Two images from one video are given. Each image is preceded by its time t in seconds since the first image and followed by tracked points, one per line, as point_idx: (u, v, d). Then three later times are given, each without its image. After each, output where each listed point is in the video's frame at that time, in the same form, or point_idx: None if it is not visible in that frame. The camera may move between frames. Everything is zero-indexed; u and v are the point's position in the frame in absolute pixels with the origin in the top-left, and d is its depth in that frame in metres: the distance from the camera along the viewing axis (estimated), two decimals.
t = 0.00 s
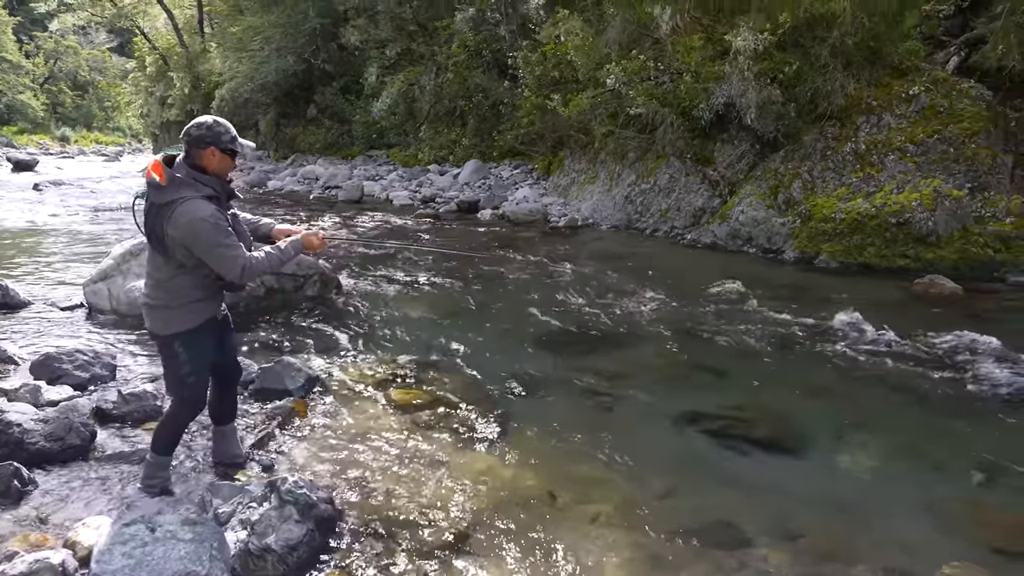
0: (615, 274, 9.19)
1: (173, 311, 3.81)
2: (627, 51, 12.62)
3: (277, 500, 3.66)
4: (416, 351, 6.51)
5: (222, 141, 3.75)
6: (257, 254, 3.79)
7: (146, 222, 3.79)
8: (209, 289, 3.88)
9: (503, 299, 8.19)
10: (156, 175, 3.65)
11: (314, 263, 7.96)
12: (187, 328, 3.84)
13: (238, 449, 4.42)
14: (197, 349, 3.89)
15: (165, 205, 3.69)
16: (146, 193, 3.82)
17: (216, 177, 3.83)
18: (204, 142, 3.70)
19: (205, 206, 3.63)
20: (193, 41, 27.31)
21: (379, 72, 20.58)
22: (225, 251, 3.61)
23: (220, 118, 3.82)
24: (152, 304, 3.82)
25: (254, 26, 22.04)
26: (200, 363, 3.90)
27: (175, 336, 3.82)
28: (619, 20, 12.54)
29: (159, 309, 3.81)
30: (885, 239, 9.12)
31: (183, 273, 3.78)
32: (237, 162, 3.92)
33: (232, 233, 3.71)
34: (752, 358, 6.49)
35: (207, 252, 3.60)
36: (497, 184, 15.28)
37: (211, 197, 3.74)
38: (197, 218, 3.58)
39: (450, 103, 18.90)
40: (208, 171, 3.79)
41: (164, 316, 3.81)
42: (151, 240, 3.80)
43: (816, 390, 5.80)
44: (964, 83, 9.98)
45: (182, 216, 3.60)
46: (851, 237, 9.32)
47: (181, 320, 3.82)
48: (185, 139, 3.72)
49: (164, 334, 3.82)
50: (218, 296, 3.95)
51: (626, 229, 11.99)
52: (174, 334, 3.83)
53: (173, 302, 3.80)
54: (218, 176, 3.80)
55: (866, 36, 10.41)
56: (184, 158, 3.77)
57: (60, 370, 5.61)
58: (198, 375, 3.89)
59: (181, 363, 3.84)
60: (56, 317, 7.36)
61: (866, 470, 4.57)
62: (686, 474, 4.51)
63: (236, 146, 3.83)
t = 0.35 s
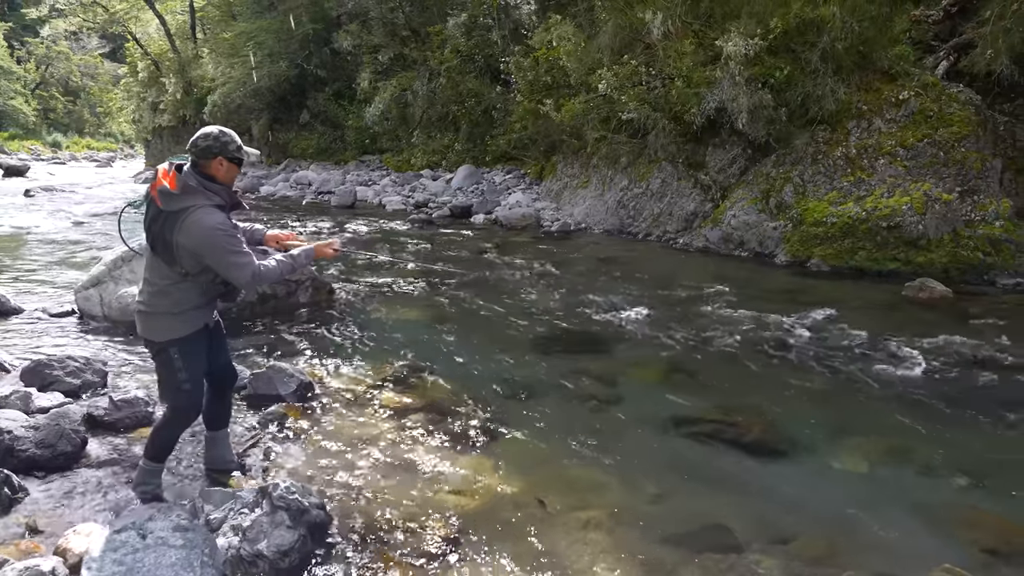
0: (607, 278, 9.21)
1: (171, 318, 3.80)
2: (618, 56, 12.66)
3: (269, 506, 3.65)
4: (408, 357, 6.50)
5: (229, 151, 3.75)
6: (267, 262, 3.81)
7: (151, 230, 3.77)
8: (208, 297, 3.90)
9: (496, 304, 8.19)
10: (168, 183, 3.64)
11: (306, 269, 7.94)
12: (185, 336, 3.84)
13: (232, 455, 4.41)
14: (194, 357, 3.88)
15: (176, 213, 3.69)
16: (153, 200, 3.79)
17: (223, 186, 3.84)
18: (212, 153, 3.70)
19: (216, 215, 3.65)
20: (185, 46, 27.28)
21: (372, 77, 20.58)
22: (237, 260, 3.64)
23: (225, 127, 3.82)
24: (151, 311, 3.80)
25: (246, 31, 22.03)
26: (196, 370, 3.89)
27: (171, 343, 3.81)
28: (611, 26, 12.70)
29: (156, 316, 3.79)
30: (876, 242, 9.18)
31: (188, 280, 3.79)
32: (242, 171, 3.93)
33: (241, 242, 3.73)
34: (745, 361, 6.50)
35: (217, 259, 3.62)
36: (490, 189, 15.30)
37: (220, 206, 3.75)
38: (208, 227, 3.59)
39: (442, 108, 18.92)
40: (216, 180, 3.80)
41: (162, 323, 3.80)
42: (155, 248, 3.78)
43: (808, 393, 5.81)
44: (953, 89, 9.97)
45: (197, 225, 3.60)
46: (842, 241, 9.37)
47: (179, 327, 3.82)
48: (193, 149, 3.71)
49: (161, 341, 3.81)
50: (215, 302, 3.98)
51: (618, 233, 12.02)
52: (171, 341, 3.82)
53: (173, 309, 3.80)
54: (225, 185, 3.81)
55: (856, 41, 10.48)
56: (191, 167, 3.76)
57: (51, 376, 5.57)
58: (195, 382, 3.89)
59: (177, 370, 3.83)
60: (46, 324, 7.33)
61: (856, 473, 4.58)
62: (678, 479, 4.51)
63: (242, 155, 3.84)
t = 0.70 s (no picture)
0: (589, 284, 9.24)
1: (159, 325, 3.78)
2: (600, 63, 12.86)
3: (248, 513, 3.64)
4: (389, 363, 6.48)
5: (227, 164, 3.77)
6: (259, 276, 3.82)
7: (145, 237, 3.74)
8: (195, 305, 3.89)
9: (478, 309, 8.19)
10: (167, 193, 3.63)
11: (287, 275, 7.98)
12: (173, 342, 3.82)
13: (212, 462, 4.38)
14: (183, 362, 3.87)
15: (172, 223, 3.67)
16: (147, 208, 3.76)
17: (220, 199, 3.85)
18: (211, 166, 3.72)
19: (214, 227, 3.66)
20: (166, 51, 27.10)
21: (354, 83, 20.53)
22: (233, 273, 3.64)
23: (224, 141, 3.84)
24: (140, 318, 3.77)
25: (228, 36, 21.90)
26: (186, 376, 3.88)
27: (160, 349, 3.79)
28: (594, 33, 12.90)
29: (145, 323, 3.77)
30: (854, 248, 9.26)
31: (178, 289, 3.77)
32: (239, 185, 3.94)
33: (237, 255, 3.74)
34: (725, 366, 6.54)
35: (213, 270, 3.62)
36: (473, 195, 15.30)
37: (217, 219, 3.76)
38: (207, 239, 3.60)
39: (425, 114, 18.93)
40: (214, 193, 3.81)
41: (150, 330, 3.78)
42: (146, 255, 3.75)
43: (788, 398, 5.85)
44: (929, 96, 10.12)
45: (195, 236, 3.60)
46: (821, 246, 9.45)
47: (167, 334, 3.80)
48: (193, 161, 3.72)
49: (150, 348, 3.78)
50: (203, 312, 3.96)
51: (601, 239, 12.07)
52: (160, 347, 3.80)
53: (162, 317, 3.78)
54: (222, 198, 3.83)
55: (834, 48, 10.61)
56: (189, 179, 3.76)
57: (28, 384, 5.50)
58: (185, 388, 3.87)
59: (167, 376, 3.82)
60: (23, 331, 7.24)
61: (835, 477, 4.62)
62: (659, 483, 4.53)
63: (239, 168, 3.86)
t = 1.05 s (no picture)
0: (571, 294, 9.26)
1: (140, 331, 3.74)
2: (581, 74, 12.92)
3: (226, 524, 3.60)
4: (369, 372, 6.46)
5: (214, 173, 3.80)
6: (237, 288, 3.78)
7: (129, 243, 3.72)
8: (177, 313, 3.85)
9: (459, 319, 8.19)
10: (153, 199, 3.62)
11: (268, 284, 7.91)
12: (153, 350, 3.78)
13: (190, 472, 4.32)
14: (163, 370, 3.83)
15: (158, 229, 3.65)
16: (132, 214, 3.75)
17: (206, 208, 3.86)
18: (198, 175, 3.75)
19: (200, 234, 3.66)
20: (147, 59, 26.93)
21: (337, 92, 20.50)
22: (214, 281, 3.62)
23: (212, 151, 3.89)
24: (121, 324, 3.72)
25: (210, 45, 21.81)
26: (165, 384, 3.84)
27: (140, 356, 3.75)
28: (575, 44, 13.01)
29: (126, 328, 3.72)
30: (833, 258, 9.37)
31: (161, 295, 3.74)
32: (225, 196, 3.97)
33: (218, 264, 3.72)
34: (705, 375, 6.59)
35: (195, 277, 3.59)
36: (455, 205, 15.31)
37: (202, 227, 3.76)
38: (191, 245, 3.59)
39: (408, 123, 18.94)
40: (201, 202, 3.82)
41: (130, 336, 3.73)
42: (131, 261, 3.72)
43: (766, 407, 5.90)
44: (905, 109, 10.29)
45: (181, 242, 3.59)
46: (800, 257, 9.56)
47: (147, 341, 3.76)
48: (180, 168, 3.75)
49: (129, 355, 3.73)
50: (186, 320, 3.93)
51: (583, 249, 12.13)
52: (139, 355, 3.75)
53: (143, 324, 3.74)
54: (209, 206, 3.84)
55: (812, 62, 10.77)
56: (176, 186, 3.78)
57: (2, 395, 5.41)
58: (164, 396, 3.82)
59: (146, 384, 3.77)
60: None
61: (812, 485, 4.66)
62: (639, 492, 4.54)
63: (226, 178, 3.89)
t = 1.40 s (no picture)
0: (560, 300, 9.27)
1: (129, 335, 3.71)
2: (571, 81, 12.99)
3: (213, 532, 3.59)
4: (357, 378, 6.44)
5: (199, 175, 3.82)
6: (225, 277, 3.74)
7: (117, 246, 3.69)
8: (166, 316, 3.83)
9: (448, 325, 8.18)
10: (141, 200, 3.60)
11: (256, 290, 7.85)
12: (142, 356, 3.75)
13: (176, 480, 4.27)
14: (150, 377, 3.80)
15: (147, 230, 3.63)
16: (118, 219, 3.73)
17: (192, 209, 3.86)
18: (184, 176, 3.75)
19: (190, 232, 3.65)
20: (136, 64, 26.84)
21: (326, 98, 20.48)
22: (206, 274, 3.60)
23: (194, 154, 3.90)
24: (109, 330, 3.70)
25: (199, 50, 21.75)
26: (153, 391, 3.81)
27: (128, 364, 3.72)
28: (565, 51, 13.07)
29: (114, 334, 3.69)
30: (820, 264, 9.42)
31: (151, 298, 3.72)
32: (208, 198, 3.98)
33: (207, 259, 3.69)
34: (693, 381, 6.60)
35: (188, 274, 3.58)
36: (445, 211, 15.32)
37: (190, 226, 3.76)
38: (183, 242, 3.58)
39: (398, 129, 18.94)
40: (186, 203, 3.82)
41: (118, 342, 3.70)
42: (119, 265, 3.70)
43: (755, 413, 5.91)
44: (891, 116, 10.38)
45: (174, 240, 3.58)
46: (788, 263, 9.60)
47: (136, 346, 3.73)
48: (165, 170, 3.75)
49: (116, 362, 3.71)
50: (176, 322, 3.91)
51: (572, 255, 12.17)
52: (127, 362, 3.72)
53: (132, 328, 3.72)
54: (195, 207, 3.85)
55: (800, 69, 10.84)
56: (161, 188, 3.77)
57: None
58: (151, 404, 3.80)
59: (133, 391, 3.74)
60: None
61: (801, 491, 4.67)
62: (628, 498, 4.53)
63: (210, 181, 3.91)
